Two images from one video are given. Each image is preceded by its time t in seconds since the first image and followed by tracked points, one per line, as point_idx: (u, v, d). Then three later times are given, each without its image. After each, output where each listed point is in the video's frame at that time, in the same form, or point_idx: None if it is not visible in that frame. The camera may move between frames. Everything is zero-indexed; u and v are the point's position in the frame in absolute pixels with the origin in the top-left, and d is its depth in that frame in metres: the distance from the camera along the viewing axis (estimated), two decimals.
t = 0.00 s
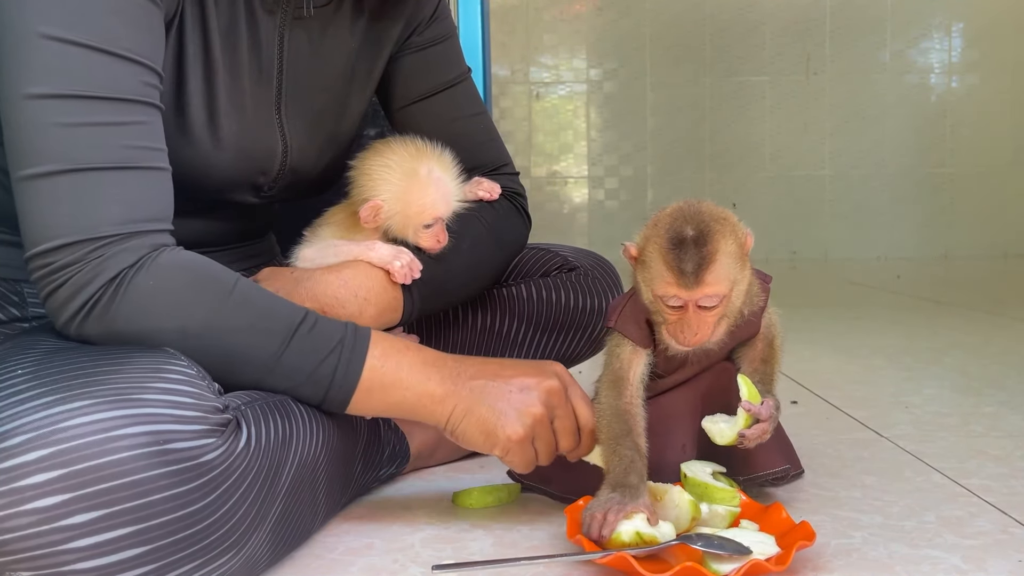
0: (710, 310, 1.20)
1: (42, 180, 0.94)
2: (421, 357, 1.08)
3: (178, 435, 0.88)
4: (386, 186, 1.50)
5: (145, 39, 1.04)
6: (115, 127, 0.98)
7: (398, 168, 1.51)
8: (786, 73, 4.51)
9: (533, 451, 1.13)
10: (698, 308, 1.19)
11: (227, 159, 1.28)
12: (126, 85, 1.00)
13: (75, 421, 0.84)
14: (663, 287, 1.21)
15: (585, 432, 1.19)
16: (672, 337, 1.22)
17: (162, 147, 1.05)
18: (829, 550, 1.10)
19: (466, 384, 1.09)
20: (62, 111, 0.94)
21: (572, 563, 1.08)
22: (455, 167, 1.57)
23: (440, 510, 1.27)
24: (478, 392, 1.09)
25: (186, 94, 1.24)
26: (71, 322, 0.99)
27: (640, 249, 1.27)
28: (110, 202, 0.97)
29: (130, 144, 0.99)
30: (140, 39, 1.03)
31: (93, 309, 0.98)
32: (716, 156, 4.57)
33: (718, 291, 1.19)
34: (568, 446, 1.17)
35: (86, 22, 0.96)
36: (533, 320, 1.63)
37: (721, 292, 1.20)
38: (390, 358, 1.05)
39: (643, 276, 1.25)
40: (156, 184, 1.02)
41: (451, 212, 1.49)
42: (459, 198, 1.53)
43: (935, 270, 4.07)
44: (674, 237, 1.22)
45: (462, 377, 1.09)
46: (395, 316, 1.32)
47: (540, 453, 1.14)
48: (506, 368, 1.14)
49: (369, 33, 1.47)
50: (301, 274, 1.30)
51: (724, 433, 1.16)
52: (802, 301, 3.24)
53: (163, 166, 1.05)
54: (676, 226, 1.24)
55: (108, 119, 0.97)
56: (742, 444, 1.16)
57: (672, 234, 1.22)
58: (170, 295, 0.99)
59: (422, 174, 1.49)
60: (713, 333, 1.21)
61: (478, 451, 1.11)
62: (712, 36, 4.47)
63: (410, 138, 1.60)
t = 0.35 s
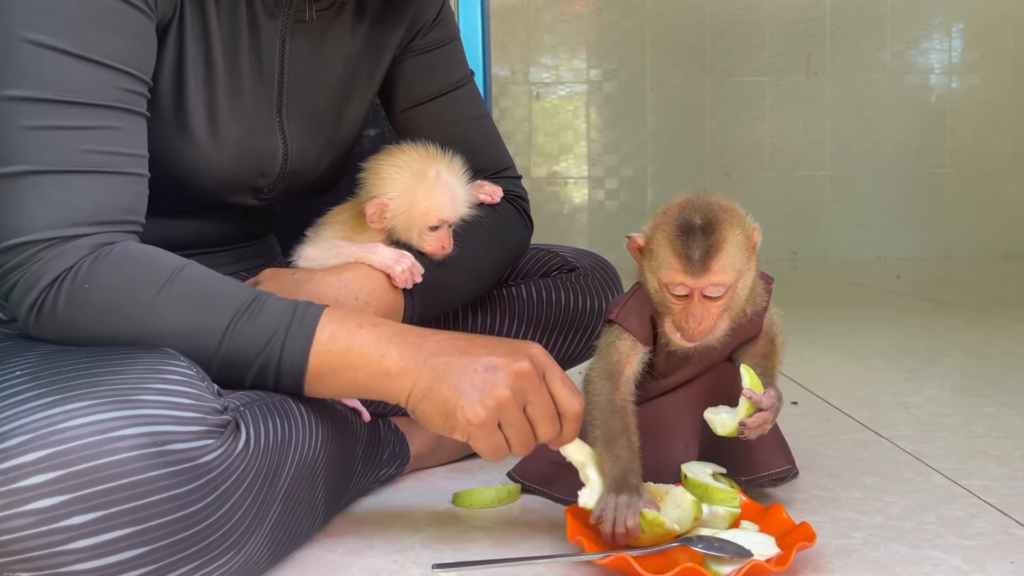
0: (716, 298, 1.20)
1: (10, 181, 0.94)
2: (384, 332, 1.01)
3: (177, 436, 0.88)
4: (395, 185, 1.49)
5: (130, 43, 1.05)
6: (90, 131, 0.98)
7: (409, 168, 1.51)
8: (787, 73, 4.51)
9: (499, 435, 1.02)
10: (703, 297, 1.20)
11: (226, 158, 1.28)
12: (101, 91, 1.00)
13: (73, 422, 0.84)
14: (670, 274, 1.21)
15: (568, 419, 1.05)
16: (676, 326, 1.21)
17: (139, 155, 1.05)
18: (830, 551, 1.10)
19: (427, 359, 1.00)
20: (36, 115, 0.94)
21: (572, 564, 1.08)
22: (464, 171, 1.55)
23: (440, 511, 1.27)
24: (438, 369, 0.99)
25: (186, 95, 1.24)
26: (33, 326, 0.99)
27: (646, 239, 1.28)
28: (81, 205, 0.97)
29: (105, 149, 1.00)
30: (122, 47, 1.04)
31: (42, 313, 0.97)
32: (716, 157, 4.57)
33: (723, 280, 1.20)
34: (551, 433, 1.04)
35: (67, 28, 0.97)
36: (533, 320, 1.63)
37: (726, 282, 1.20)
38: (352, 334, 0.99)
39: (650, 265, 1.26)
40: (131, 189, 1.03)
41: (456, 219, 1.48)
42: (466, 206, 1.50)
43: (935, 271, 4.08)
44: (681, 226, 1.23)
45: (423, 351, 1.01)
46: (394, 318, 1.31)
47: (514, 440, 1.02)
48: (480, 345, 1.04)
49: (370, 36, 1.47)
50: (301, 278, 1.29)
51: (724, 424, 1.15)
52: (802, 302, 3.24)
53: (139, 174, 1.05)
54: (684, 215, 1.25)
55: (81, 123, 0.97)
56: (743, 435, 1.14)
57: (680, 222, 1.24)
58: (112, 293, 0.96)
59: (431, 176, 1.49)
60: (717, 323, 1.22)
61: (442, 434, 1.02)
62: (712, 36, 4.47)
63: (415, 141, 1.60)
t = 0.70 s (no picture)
0: (725, 312, 1.18)
1: (20, 176, 0.94)
2: (390, 345, 1.03)
3: (177, 435, 0.88)
4: (397, 187, 1.48)
5: (139, 43, 1.05)
6: (100, 127, 0.98)
7: (410, 169, 1.49)
8: (787, 73, 4.51)
9: (494, 448, 1.03)
10: (712, 311, 1.18)
11: (232, 157, 1.28)
12: (112, 88, 1.00)
13: (75, 422, 0.84)
14: (679, 289, 1.19)
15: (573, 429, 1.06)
16: (687, 340, 1.20)
17: (148, 150, 1.05)
18: (830, 551, 1.10)
19: (425, 371, 1.02)
20: (45, 109, 0.94)
21: (572, 564, 1.08)
22: (467, 175, 1.55)
23: (440, 511, 1.27)
24: (438, 382, 1.01)
25: (194, 95, 1.24)
26: (41, 322, 1.00)
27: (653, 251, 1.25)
28: (90, 201, 0.97)
29: (117, 146, 1.00)
30: (131, 43, 1.03)
31: (51, 309, 0.98)
32: (716, 157, 4.57)
33: (733, 294, 1.17)
34: (551, 449, 1.05)
35: (81, 25, 0.97)
36: (531, 321, 1.63)
37: (736, 295, 1.18)
38: (358, 346, 1.01)
39: (656, 279, 1.24)
40: (140, 186, 1.03)
41: (459, 222, 1.47)
42: (468, 207, 1.50)
43: (935, 271, 4.08)
44: (688, 239, 1.20)
45: (427, 365, 1.02)
46: (393, 320, 1.32)
47: (511, 455, 1.04)
48: (487, 361, 1.05)
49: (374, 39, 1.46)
50: (300, 278, 1.29)
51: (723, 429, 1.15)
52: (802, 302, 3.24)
53: (147, 170, 1.05)
54: (691, 228, 1.22)
55: (91, 119, 0.97)
56: (742, 440, 1.15)
57: (688, 236, 1.21)
58: (121, 291, 0.97)
59: (433, 177, 1.47)
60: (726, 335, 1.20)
61: (440, 447, 1.04)
62: (713, 37, 4.47)
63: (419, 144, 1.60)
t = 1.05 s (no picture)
0: (729, 347, 1.13)
1: (26, 175, 0.94)
2: (404, 359, 1.10)
3: (178, 436, 0.88)
4: (399, 189, 1.49)
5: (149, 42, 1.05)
6: (106, 126, 0.98)
7: (414, 172, 1.51)
8: (787, 73, 4.51)
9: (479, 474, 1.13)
10: (717, 347, 1.13)
11: (234, 159, 1.28)
12: (118, 87, 1.00)
13: (76, 422, 0.84)
14: (682, 324, 1.13)
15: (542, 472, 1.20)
16: (698, 374, 1.15)
17: (153, 150, 1.06)
18: (829, 551, 1.10)
19: (435, 391, 1.10)
20: (52, 108, 0.94)
21: (572, 564, 1.08)
22: (469, 177, 1.55)
23: (441, 511, 1.27)
24: (444, 405, 1.09)
25: (196, 95, 1.24)
26: (40, 320, 1.00)
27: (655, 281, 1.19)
28: (95, 201, 0.97)
29: (122, 146, 1.00)
30: (140, 41, 1.03)
31: (57, 308, 0.98)
32: (716, 157, 4.57)
33: (738, 329, 1.12)
34: (524, 486, 1.16)
35: (88, 23, 0.97)
36: (531, 322, 1.63)
37: (741, 331, 1.13)
38: (371, 354, 1.07)
39: (659, 311, 1.18)
40: (145, 186, 1.03)
41: (462, 224, 1.48)
42: (471, 210, 1.50)
43: (935, 271, 4.08)
44: (692, 270, 1.14)
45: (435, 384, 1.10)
46: (396, 324, 1.32)
47: (491, 484, 1.14)
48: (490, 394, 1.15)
49: (376, 41, 1.46)
50: (304, 280, 1.29)
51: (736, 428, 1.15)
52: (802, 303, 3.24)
53: (151, 169, 1.05)
54: (694, 259, 1.16)
55: (97, 118, 0.97)
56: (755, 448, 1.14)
57: (690, 269, 1.14)
58: (137, 293, 0.99)
59: (436, 180, 1.49)
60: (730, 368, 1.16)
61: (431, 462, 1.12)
62: (712, 37, 4.47)
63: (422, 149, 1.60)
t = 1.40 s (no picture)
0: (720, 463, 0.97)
1: (32, 181, 0.95)
2: (413, 360, 1.09)
3: (177, 437, 0.88)
4: (393, 194, 1.48)
5: (150, 46, 1.05)
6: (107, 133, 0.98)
7: (406, 177, 1.50)
8: (787, 74, 4.51)
9: (484, 482, 1.09)
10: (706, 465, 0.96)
11: (234, 162, 1.28)
12: (120, 93, 1.00)
13: (75, 424, 0.84)
14: (664, 443, 0.96)
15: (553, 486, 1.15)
16: (686, 483, 1.01)
17: (156, 154, 1.06)
18: (830, 552, 1.09)
19: (444, 396, 1.08)
20: (55, 115, 0.95)
21: (574, 565, 1.08)
22: (465, 179, 1.55)
23: (442, 512, 1.27)
24: (453, 409, 1.07)
25: (196, 98, 1.24)
26: (45, 323, 1.00)
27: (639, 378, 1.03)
28: (98, 205, 0.97)
29: (123, 151, 1.00)
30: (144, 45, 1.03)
31: (61, 310, 0.99)
32: (716, 158, 4.57)
33: (729, 445, 0.96)
34: (532, 499, 1.12)
35: (90, 30, 0.97)
36: (530, 322, 1.63)
37: (733, 446, 0.96)
38: (373, 357, 1.05)
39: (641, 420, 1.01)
40: (146, 192, 1.03)
41: (457, 227, 1.48)
42: (466, 213, 1.50)
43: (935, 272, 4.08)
44: (672, 381, 0.97)
45: (443, 389, 1.08)
46: (395, 325, 1.32)
47: (497, 493, 1.10)
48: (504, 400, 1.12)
49: (375, 42, 1.47)
50: (303, 281, 1.29)
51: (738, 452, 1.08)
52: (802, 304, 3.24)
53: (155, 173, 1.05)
54: (674, 368, 0.98)
55: (99, 125, 0.98)
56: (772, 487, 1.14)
57: (670, 379, 0.97)
58: (138, 296, 0.98)
59: (429, 184, 1.48)
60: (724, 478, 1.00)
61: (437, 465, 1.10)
62: (712, 38, 4.48)
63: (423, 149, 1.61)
